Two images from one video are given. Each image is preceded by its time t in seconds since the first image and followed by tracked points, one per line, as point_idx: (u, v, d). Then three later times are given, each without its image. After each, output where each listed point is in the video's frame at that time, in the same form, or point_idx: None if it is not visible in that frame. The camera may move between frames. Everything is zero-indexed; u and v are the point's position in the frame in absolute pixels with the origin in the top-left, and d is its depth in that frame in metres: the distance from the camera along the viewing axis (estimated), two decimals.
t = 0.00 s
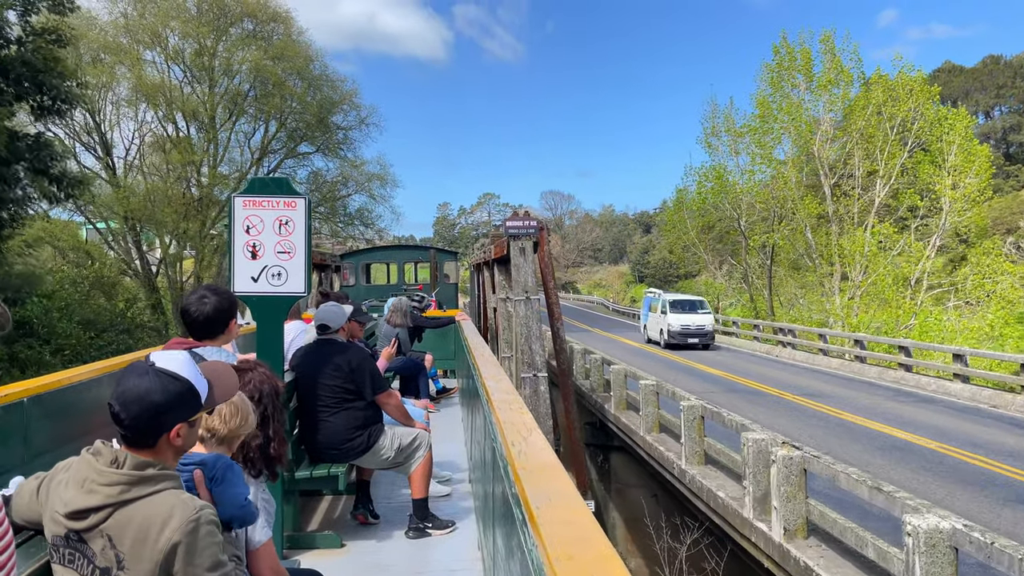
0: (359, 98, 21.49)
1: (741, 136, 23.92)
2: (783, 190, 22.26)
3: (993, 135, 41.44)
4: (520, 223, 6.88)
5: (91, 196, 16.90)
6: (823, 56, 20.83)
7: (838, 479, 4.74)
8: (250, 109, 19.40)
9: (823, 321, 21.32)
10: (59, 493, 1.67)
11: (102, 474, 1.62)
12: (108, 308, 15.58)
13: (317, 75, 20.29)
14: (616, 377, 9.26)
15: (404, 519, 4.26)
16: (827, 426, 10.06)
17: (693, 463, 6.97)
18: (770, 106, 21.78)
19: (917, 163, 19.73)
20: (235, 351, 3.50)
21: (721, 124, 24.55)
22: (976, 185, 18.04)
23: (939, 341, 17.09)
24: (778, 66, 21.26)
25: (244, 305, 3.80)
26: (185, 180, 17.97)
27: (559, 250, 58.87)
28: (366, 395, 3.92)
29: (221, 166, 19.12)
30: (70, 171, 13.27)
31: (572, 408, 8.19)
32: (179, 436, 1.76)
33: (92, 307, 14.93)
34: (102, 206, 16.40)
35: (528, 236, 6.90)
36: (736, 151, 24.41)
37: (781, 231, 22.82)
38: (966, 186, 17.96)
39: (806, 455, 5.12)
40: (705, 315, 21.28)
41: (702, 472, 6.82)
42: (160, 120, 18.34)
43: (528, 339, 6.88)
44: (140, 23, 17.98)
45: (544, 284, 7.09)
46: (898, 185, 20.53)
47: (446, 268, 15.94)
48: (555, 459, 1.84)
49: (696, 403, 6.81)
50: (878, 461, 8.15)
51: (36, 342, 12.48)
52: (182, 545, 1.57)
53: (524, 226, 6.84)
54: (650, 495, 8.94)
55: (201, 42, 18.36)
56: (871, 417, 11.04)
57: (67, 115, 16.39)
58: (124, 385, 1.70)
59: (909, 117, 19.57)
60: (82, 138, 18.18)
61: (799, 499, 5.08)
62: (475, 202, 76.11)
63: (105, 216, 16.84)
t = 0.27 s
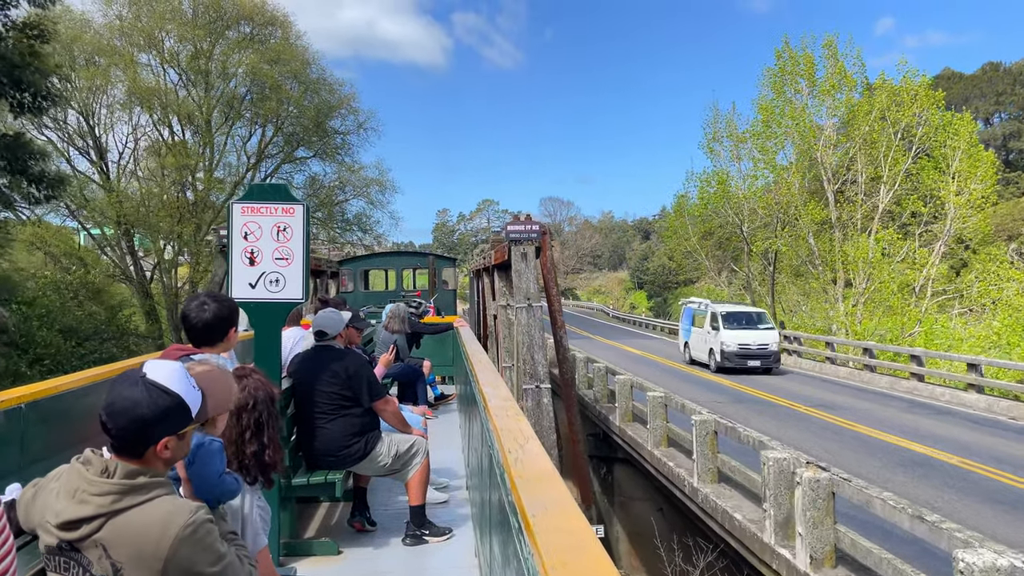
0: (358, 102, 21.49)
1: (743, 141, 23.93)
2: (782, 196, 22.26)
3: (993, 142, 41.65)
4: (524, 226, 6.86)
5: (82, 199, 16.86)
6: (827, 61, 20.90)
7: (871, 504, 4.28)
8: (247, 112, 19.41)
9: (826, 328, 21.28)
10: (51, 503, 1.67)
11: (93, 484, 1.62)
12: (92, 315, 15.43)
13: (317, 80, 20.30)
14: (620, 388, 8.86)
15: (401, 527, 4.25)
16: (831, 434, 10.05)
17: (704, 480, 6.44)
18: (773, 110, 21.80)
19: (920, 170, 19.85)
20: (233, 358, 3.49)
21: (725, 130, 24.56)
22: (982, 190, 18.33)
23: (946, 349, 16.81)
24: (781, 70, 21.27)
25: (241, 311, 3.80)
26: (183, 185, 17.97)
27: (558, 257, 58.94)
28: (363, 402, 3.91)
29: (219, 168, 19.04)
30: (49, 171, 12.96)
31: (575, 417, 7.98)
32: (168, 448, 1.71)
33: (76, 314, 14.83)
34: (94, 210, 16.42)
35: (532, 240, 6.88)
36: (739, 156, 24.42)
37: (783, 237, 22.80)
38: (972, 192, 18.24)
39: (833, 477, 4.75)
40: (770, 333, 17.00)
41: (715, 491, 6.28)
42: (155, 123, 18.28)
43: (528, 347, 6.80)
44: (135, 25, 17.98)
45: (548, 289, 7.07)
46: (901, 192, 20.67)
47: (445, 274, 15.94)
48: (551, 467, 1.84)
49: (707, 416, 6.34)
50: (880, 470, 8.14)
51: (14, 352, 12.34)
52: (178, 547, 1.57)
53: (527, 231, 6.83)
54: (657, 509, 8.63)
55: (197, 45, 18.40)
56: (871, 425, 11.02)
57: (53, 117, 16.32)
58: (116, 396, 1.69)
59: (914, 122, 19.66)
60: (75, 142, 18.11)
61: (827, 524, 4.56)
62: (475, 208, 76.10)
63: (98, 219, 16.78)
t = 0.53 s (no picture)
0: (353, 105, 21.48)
1: (742, 146, 23.94)
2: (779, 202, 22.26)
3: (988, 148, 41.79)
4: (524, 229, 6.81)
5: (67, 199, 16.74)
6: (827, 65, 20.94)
7: (911, 535, 4.09)
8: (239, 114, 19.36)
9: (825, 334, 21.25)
10: (42, 515, 1.64)
11: (83, 496, 1.60)
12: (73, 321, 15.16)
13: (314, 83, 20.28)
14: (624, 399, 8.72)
15: (396, 534, 4.23)
16: (835, 446, 10.02)
17: (717, 500, 6.23)
18: (772, 114, 21.81)
19: (921, 175, 19.91)
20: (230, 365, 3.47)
21: (725, 134, 24.55)
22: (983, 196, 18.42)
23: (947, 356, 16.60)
24: (780, 74, 21.27)
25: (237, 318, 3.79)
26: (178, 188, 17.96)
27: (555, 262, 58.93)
28: (358, 409, 3.90)
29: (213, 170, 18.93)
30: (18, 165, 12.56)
31: (577, 428, 7.80)
32: (156, 459, 1.71)
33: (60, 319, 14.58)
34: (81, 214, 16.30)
35: (532, 245, 6.83)
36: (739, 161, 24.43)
37: (781, 243, 22.79)
38: (974, 197, 18.34)
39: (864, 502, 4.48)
40: (873, 351, 12.91)
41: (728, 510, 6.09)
42: (145, 124, 18.14)
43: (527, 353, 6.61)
44: (125, 25, 17.94)
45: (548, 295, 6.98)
46: (901, 197, 20.73)
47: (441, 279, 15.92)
48: (548, 475, 1.83)
49: (720, 432, 6.13)
50: (880, 479, 8.15)
51: None
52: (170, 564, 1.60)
53: (527, 236, 6.78)
54: (663, 524, 8.35)
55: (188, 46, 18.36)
56: (868, 432, 11.02)
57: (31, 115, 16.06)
58: (105, 407, 1.66)
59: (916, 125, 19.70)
60: (64, 144, 17.90)
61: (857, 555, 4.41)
62: (471, 213, 76.02)
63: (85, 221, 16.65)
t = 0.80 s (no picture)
0: (343, 104, 21.45)
1: (737, 148, 24.00)
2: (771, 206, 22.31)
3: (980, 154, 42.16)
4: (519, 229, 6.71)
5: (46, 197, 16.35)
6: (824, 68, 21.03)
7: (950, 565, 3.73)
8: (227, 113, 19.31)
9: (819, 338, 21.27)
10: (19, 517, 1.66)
11: (59, 501, 1.63)
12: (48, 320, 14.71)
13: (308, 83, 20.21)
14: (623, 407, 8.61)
15: (384, 536, 4.22)
16: (829, 453, 10.04)
17: (725, 517, 6.00)
18: (770, 116, 21.80)
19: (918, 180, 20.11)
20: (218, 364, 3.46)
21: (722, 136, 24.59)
22: (982, 199, 18.70)
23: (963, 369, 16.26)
24: (778, 75, 21.41)
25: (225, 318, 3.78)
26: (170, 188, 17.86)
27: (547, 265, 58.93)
28: (346, 410, 3.89)
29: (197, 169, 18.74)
30: None
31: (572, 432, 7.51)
32: (128, 466, 1.71)
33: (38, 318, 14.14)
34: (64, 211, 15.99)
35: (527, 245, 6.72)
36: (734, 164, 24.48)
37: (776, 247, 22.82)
38: (972, 202, 18.60)
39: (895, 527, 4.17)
40: None
41: (736, 528, 5.83)
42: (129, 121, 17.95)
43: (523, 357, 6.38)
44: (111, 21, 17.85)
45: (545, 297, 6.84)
46: (897, 201, 20.86)
47: (431, 282, 15.90)
48: (533, 476, 1.83)
49: (727, 446, 5.89)
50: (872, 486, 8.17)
51: None
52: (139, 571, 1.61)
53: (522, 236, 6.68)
54: (663, 537, 7.98)
55: (173, 42, 18.34)
56: (859, 436, 11.04)
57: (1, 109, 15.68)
58: (80, 408, 1.67)
59: (914, 129, 19.93)
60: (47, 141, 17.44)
61: None
62: (463, 215, 75.90)
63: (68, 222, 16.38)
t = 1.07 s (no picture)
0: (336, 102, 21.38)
1: (734, 150, 24.01)
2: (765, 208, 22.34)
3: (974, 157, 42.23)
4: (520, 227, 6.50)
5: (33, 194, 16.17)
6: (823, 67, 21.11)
7: None
8: (217, 108, 19.22)
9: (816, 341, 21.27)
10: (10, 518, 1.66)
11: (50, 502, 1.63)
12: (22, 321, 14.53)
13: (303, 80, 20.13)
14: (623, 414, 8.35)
15: (376, 536, 4.21)
16: (820, 451, 10.01)
17: (737, 535, 5.71)
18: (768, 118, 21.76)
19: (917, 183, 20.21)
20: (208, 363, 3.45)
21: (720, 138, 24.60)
22: (982, 203, 18.94)
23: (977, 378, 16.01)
24: (775, 76, 21.42)
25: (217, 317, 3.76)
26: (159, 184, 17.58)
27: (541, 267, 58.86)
28: (338, 409, 3.88)
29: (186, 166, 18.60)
30: None
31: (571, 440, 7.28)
32: (116, 470, 1.66)
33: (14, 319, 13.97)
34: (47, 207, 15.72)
35: (526, 245, 6.51)
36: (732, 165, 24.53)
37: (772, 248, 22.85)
38: (973, 205, 18.85)
39: (935, 556, 3.95)
40: None
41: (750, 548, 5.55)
42: (115, 116, 17.74)
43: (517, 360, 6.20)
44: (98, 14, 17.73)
45: (544, 299, 6.65)
46: (896, 205, 20.92)
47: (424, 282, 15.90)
48: (526, 477, 1.83)
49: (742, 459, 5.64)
50: (859, 487, 8.21)
51: None
52: None
53: (522, 236, 6.48)
54: (663, 548, 8.12)
55: (163, 35, 18.11)
56: (852, 439, 11.05)
57: None
58: (68, 407, 1.61)
59: (914, 131, 20.00)
60: (33, 137, 16.99)
61: None
62: (457, 215, 75.74)
63: (53, 217, 16.05)
